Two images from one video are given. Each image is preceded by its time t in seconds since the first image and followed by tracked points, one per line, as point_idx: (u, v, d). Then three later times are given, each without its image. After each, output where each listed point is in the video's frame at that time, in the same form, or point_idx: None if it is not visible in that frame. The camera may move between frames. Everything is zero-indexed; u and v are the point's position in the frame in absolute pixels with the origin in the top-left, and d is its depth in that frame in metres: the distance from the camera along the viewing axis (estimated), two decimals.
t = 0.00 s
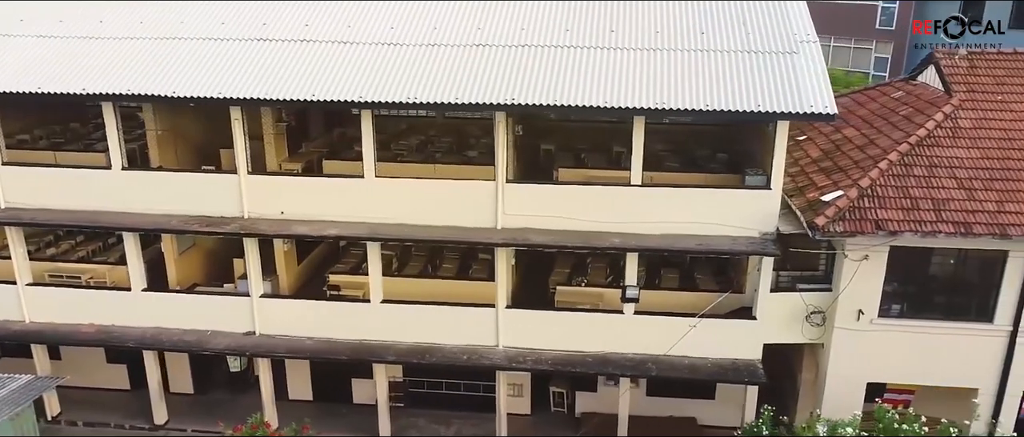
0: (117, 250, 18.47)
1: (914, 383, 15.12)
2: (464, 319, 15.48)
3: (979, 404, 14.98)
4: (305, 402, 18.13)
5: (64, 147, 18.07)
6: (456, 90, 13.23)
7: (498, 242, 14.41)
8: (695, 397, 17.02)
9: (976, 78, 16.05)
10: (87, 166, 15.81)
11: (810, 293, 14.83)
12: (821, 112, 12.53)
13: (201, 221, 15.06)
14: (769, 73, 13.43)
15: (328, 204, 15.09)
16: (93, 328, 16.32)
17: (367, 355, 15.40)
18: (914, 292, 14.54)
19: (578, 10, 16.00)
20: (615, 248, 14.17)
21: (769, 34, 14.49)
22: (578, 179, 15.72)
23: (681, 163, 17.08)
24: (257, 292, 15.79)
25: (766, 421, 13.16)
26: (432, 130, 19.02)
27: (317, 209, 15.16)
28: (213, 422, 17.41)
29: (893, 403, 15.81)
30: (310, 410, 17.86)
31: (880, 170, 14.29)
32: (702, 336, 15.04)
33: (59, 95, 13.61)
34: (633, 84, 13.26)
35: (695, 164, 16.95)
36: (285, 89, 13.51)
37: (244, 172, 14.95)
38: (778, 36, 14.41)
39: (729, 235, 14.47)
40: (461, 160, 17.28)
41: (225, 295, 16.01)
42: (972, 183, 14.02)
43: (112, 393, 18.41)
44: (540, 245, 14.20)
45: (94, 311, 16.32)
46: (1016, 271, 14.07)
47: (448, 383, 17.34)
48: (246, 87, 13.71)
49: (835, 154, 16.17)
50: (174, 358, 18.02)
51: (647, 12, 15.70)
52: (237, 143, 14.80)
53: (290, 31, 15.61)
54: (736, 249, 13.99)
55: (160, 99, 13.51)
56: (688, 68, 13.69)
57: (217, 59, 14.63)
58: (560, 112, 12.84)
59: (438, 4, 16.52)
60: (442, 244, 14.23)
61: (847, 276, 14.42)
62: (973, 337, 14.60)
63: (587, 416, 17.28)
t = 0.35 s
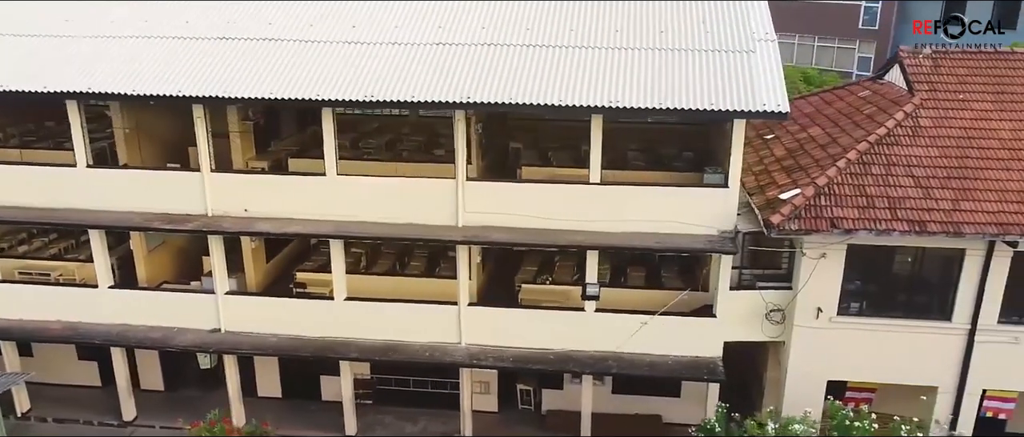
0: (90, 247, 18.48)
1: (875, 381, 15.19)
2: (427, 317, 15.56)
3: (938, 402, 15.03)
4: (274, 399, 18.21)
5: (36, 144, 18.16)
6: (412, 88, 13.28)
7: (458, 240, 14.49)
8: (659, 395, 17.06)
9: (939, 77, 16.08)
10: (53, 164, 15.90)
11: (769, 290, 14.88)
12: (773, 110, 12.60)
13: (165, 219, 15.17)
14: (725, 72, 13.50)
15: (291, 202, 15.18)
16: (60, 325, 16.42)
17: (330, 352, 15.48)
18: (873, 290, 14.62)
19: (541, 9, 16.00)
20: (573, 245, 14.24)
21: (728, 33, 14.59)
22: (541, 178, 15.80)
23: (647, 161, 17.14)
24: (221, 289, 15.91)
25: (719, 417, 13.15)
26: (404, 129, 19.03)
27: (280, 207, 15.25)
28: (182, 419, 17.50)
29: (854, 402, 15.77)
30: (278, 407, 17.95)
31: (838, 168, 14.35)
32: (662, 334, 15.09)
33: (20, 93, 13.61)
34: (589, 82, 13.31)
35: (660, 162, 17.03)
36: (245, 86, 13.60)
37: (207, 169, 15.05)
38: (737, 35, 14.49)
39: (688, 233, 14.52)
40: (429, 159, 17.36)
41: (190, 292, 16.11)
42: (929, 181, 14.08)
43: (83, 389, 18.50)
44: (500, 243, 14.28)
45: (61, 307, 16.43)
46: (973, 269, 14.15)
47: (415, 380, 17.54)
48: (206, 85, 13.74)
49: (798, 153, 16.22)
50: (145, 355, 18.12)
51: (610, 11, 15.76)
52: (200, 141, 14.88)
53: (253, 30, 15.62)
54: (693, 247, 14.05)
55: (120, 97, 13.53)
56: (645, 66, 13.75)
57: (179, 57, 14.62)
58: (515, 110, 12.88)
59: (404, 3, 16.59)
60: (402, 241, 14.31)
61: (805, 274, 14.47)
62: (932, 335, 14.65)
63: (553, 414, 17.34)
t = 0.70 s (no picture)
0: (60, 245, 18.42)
1: (834, 379, 15.21)
2: (389, 314, 15.64)
3: (897, 400, 15.06)
4: (242, 396, 18.31)
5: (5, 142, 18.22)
6: (368, 86, 13.29)
7: (416, 237, 14.55)
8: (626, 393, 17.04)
9: (901, 75, 16.10)
10: (17, 162, 15.96)
11: (727, 288, 14.95)
12: (725, 108, 12.61)
13: (127, 217, 15.24)
14: (680, 70, 13.53)
15: (252, 200, 15.22)
16: (25, 322, 16.52)
17: (291, 350, 15.56)
18: (831, 288, 14.67)
19: (504, 9, 15.86)
20: (530, 243, 14.30)
21: (685, 32, 14.59)
22: (502, 176, 15.86)
23: (612, 159, 17.19)
24: (185, 286, 15.98)
25: (670, 414, 13.21)
26: (375, 128, 18.82)
27: (241, 205, 15.29)
28: (148, 415, 17.61)
29: (814, 400, 15.86)
30: (245, 404, 18.05)
31: (794, 167, 14.39)
32: (621, 332, 15.14)
33: None
34: (543, 80, 13.33)
35: (624, 161, 17.07)
36: (200, 83, 13.44)
37: (168, 167, 15.11)
38: (694, 34, 14.52)
39: (646, 231, 14.57)
40: (395, 157, 17.42)
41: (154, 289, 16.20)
42: (885, 179, 14.12)
43: (53, 386, 18.61)
44: (457, 241, 14.34)
45: (27, 305, 16.52)
46: (929, 267, 14.18)
47: (381, 378, 17.61)
48: (164, 83, 13.51)
49: (760, 152, 16.27)
50: (113, 352, 18.23)
51: (571, 10, 15.77)
52: (161, 138, 14.91)
53: (212, 28, 15.31)
54: (649, 244, 14.11)
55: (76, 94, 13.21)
56: (601, 64, 13.78)
57: (136, 55, 14.33)
58: (468, 108, 12.91)
59: (368, 2, 16.59)
60: (359, 239, 14.38)
61: (762, 272, 14.51)
62: (890, 333, 14.68)
63: (518, 412, 17.31)
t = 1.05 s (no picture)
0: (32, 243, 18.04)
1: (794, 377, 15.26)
2: (351, 311, 15.71)
3: (856, 397, 15.12)
4: (210, 393, 18.39)
5: None
6: (323, 84, 13.31)
7: (375, 234, 14.62)
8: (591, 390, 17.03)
9: (863, 74, 16.15)
10: None
11: (685, 285, 14.99)
12: (677, 106, 12.67)
13: (90, 214, 15.33)
14: (635, 68, 13.58)
15: (213, 197, 15.30)
16: None
17: (253, 346, 15.63)
18: (790, 286, 14.71)
19: (466, 8, 15.89)
20: (487, 240, 14.35)
21: (643, 30, 14.65)
22: (465, 173, 15.93)
23: (577, 157, 17.25)
24: (149, 283, 16.06)
25: (624, 411, 13.24)
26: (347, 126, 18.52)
27: (203, 202, 15.36)
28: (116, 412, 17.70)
29: (776, 397, 15.95)
30: (213, 400, 18.13)
31: (751, 164, 14.44)
32: (581, 329, 15.21)
33: None
34: (498, 78, 13.38)
35: (589, 159, 17.12)
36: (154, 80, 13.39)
37: (131, 164, 15.18)
38: (652, 32, 14.56)
39: (604, 229, 14.62)
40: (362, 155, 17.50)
41: (119, 286, 16.28)
42: (841, 177, 14.16)
43: (23, 383, 18.71)
44: (415, 238, 14.41)
45: None
46: (886, 264, 14.23)
47: (348, 375, 17.69)
48: (125, 80, 13.53)
49: (722, 150, 16.31)
50: (83, 348, 18.30)
51: (532, 9, 15.80)
52: (123, 136, 14.98)
53: (174, 27, 15.33)
54: (606, 242, 14.16)
55: (36, 92, 13.25)
56: (557, 62, 13.81)
57: (96, 53, 14.33)
58: (422, 105, 12.94)
59: (332, 2, 16.67)
60: (318, 236, 14.45)
61: (719, 269, 14.57)
62: (848, 330, 14.72)
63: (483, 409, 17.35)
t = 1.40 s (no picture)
0: None
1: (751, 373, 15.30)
2: (312, 308, 15.77)
3: (814, 394, 15.16)
4: (177, 390, 18.46)
5: None
6: (279, 81, 13.35)
7: (333, 231, 14.67)
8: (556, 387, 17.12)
9: (824, 72, 16.19)
10: None
11: (642, 282, 15.02)
12: (628, 104, 12.72)
13: (52, 211, 15.39)
14: (589, 66, 13.63)
15: (174, 195, 15.36)
16: None
17: (215, 343, 15.70)
18: (747, 282, 14.81)
19: (428, 6, 15.94)
20: (444, 237, 14.39)
21: (601, 28, 14.68)
22: (426, 171, 15.98)
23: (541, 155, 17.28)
24: (113, 280, 16.12)
25: (577, 407, 13.15)
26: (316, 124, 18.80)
27: (164, 199, 15.42)
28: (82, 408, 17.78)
29: (735, 394, 16.03)
30: (180, 397, 18.21)
31: (707, 162, 14.48)
32: (540, 325, 15.26)
33: None
34: (452, 75, 13.41)
35: (553, 157, 17.16)
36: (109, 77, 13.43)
37: (92, 161, 15.24)
38: (609, 30, 14.60)
39: (561, 226, 14.65)
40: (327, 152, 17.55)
41: (84, 283, 16.33)
42: (796, 174, 14.20)
43: None
44: (372, 235, 14.46)
45: None
46: (841, 261, 14.26)
47: (313, 372, 17.80)
48: (81, 78, 13.57)
49: (684, 147, 16.35)
50: (50, 343, 18.30)
51: (492, 7, 15.84)
52: (84, 133, 15.04)
53: (136, 24, 15.38)
54: (561, 239, 14.20)
55: None
56: (512, 60, 13.85)
57: (56, 51, 14.38)
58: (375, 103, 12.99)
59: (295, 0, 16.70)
60: (276, 233, 14.50)
61: (676, 266, 14.62)
62: (805, 327, 14.75)
63: (447, 406, 17.42)
